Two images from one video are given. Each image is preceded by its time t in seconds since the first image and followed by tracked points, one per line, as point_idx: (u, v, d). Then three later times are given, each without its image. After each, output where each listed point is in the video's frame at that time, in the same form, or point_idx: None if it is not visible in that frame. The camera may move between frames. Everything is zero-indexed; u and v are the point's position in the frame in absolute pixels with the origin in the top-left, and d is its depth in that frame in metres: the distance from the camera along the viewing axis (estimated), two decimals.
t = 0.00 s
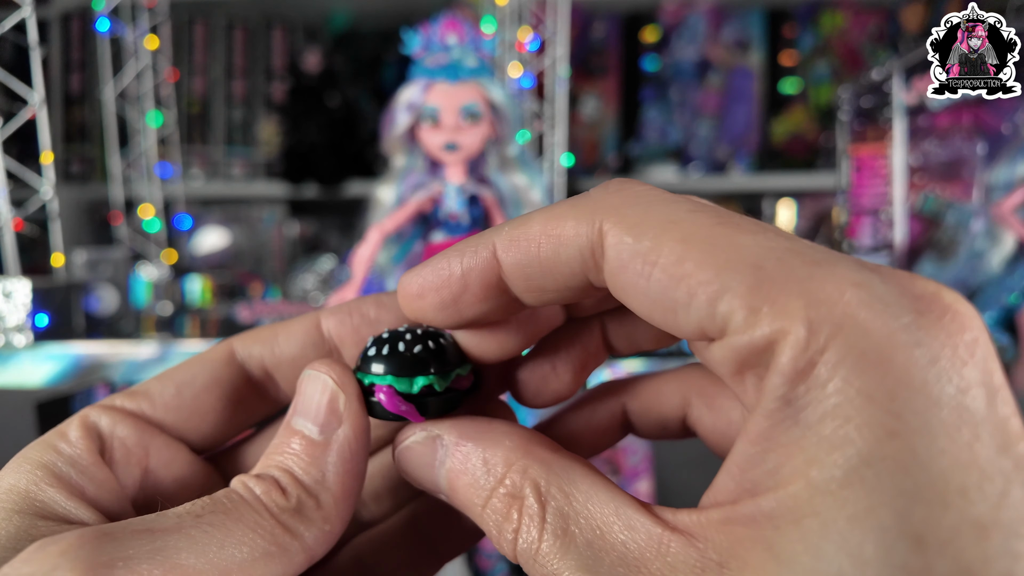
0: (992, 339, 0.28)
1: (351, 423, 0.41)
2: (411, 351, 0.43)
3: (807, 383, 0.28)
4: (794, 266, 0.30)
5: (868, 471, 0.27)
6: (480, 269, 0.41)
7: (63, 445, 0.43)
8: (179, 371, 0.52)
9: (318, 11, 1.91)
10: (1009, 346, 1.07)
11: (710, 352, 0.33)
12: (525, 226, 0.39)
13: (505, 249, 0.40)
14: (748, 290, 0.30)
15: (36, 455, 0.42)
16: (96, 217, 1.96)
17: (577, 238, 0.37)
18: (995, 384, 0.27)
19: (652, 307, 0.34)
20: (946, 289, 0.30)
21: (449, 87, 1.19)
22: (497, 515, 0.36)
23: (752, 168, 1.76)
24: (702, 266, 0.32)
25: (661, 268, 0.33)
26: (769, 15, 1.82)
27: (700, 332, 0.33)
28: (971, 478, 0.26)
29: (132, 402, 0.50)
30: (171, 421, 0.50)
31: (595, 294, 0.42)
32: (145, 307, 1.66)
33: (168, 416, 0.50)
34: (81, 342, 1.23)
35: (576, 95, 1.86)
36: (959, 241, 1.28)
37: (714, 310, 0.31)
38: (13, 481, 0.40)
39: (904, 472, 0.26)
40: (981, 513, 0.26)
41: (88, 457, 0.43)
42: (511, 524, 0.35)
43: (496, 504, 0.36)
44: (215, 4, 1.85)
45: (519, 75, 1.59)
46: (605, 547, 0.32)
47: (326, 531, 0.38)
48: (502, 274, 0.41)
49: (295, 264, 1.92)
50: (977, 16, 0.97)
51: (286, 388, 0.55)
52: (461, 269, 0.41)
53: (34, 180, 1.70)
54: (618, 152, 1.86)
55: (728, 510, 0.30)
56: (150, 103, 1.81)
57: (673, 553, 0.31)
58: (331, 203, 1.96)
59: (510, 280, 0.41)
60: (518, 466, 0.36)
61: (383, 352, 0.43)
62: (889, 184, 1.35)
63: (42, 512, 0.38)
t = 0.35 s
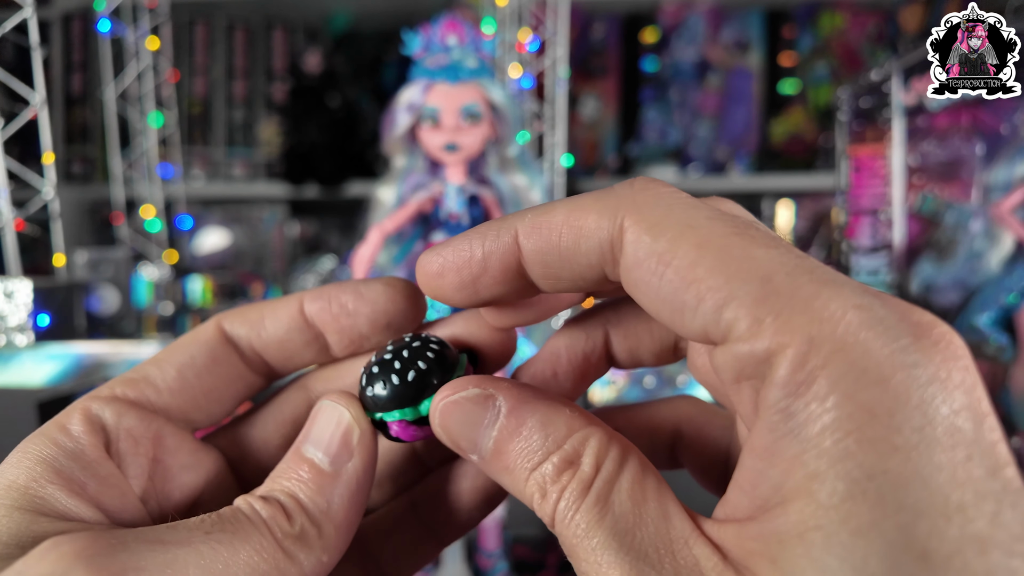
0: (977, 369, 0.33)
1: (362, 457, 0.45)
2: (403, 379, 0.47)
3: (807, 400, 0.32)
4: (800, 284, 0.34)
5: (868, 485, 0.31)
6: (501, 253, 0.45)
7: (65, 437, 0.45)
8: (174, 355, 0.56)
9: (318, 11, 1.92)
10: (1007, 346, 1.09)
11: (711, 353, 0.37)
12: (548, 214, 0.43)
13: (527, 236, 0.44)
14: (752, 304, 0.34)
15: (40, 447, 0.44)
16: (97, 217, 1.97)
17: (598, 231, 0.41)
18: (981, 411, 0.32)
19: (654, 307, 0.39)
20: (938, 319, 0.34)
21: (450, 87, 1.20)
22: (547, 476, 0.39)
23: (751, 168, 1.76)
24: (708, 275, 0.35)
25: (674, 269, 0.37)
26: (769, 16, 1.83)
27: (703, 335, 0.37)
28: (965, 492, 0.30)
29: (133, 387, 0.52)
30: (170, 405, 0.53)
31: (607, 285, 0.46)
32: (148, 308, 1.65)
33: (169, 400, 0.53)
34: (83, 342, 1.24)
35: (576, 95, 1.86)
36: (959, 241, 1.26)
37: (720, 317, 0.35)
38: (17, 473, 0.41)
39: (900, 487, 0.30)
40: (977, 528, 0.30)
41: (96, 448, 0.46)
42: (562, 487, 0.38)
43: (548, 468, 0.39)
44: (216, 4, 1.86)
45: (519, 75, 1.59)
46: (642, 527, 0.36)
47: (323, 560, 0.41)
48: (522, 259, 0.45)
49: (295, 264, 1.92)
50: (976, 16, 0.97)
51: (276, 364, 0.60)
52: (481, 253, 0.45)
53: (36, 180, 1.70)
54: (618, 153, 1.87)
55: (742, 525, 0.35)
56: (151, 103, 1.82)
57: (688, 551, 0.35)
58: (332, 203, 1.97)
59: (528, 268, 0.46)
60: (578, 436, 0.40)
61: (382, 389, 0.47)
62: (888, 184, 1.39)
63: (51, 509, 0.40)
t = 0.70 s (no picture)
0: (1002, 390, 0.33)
1: (396, 489, 0.43)
2: (437, 419, 0.48)
3: (847, 415, 0.32)
4: (832, 311, 0.35)
5: (909, 493, 0.31)
6: (534, 304, 0.45)
7: (21, 441, 0.42)
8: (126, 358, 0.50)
9: (319, 11, 1.93)
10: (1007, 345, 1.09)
11: (751, 386, 0.37)
12: (580, 264, 0.44)
13: (559, 286, 0.44)
14: (799, 339, 0.34)
15: None
16: (97, 217, 1.97)
17: (630, 278, 0.41)
18: (1009, 425, 0.32)
19: (698, 353, 0.39)
20: (960, 342, 0.35)
21: (450, 88, 1.20)
22: (582, 486, 0.38)
23: (751, 168, 1.77)
24: (742, 311, 0.36)
25: (711, 307, 0.37)
26: (768, 16, 1.84)
27: (743, 367, 0.37)
28: (996, 500, 0.31)
29: (83, 390, 0.46)
30: (129, 408, 0.48)
31: (639, 332, 0.46)
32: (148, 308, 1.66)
33: (123, 404, 0.48)
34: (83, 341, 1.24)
35: (576, 96, 1.86)
36: (958, 241, 1.27)
37: (760, 347, 0.35)
38: None
39: (938, 495, 0.31)
40: (1010, 534, 0.30)
41: (52, 453, 0.42)
42: (598, 496, 0.37)
43: (584, 478, 0.38)
44: (217, 5, 1.86)
45: (519, 75, 1.58)
46: (680, 540, 0.35)
47: None
48: (555, 310, 0.45)
49: (295, 264, 1.93)
50: (976, 16, 0.98)
51: (242, 378, 0.55)
52: (515, 305, 0.45)
53: (36, 180, 1.71)
54: (617, 153, 1.87)
55: (781, 537, 0.34)
56: (152, 103, 1.83)
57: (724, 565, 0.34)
58: (332, 203, 1.96)
59: (561, 318, 0.45)
60: (615, 449, 0.39)
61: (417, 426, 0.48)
62: (888, 184, 1.37)
63: (35, 519, 0.38)
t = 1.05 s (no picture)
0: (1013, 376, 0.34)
1: (405, 487, 0.43)
2: (435, 359, 0.46)
3: (858, 398, 0.33)
4: (846, 294, 0.35)
5: (916, 477, 0.32)
6: (545, 283, 0.46)
7: (43, 447, 0.43)
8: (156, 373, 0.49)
9: (319, 12, 1.93)
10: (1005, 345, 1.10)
11: (761, 368, 0.38)
12: (591, 244, 0.44)
13: (570, 265, 0.45)
14: (813, 322, 0.35)
15: (13, 453, 0.42)
16: (98, 217, 1.98)
17: (641, 257, 0.42)
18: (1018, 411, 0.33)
19: (705, 330, 0.40)
20: (973, 327, 0.36)
21: (450, 88, 1.20)
22: (553, 483, 0.38)
23: (751, 169, 1.77)
24: (758, 292, 0.37)
25: (722, 288, 0.38)
26: (768, 17, 1.84)
27: (754, 349, 0.38)
28: (1006, 485, 0.32)
29: (107, 400, 0.47)
30: (155, 424, 0.48)
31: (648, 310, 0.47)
32: (149, 307, 1.68)
33: (147, 419, 0.47)
34: (85, 342, 1.24)
35: (576, 96, 1.87)
36: (957, 241, 1.28)
37: (771, 329, 0.36)
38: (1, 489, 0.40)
39: (945, 478, 0.32)
40: (1016, 519, 0.32)
41: (70, 461, 0.42)
42: (571, 494, 0.37)
43: (554, 474, 0.38)
44: (218, 6, 1.87)
45: (519, 76, 1.59)
46: (660, 531, 0.36)
47: None
48: (566, 288, 0.47)
49: (296, 265, 1.94)
50: (976, 16, 0.98)
51: (286, 389, 0.53)
52: (526, 284, 0.46)
53: (38, 181, 1.71)
54: (617, 153, 1.87)
55: (780, 518, 0.35)
56: (153, 104, 1.83)
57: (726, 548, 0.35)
58: (332, 204, 1.97)
59: (572, 296, 0.47)
60: (584, 441, 0.39)
61: (412, 368, 0.46)
62: (888, 184, 1.37)
63: (54, 526, 0.39)
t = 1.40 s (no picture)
0: None
1: (391, 460, 0.43)
2: (427, 337, 0.49)
3: (920, 397, 0.32)
4: (899, 300, 0.34)
5: (974, 472, 0.30)
6: (567, 304, 0.45)
7: (56, 453, 0.43)
8: (171, 385, 0.49)
9: (319, 13, 1.93)
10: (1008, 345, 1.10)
11: (814, 379, 0.37)
12: (619, 265, 0.43)
13: (596, 287, 0.44)
14: (871, 327, 0.34)
15: (29, 460, 0.42)
16: (98, 217, 1.98)
17: (673, 280, 0.42)
18: None
19: (755, 351, 0.39)
20: None
21: (450, 88, 1.20)
22: (592, 472, 0.38)
23: (751, 169, 1.77)
24: (809, 304, 0.36)
25: (767, 305, 0.38)
26: (768, 17, 1.84)
27: (809, 362, 0.37)
28: None
29: (123, 412, 0.46)
30: (170, 434, 0.48)
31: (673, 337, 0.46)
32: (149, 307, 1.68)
33: (162, 431, 0.48)
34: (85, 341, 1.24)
35: (576, 96, 1.87)
36: (957, 241, 1.29)
37: (827, 340, 0.35)
38: (11, 494, 0.40)
39: (1002, 473, 0.30)
40: None
41: (81, 469, 0.42)
42: (609, 484, 0.38)
43: (591, 464, 0.39)
44: (218, 6, 1.87)
45: (519, 76, 1.59)
46: (699, 521, 0.36)
47: (357, 558, 0.40)
48: (589, 311, 0.45)
49: (295, 265, 1.93)
50: (976, 16, 0.98)
51: (300, 396, 0.53)
52: (547, 303, 0.45)
53: (38, 181, 1.71)
54: (617, 153, 1.87)
55: (828, 508, 0.35)
56: (152, 104, 1.83)
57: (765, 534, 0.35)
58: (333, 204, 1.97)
59: (596, 319, 0.45)
60: (619, 432, 0.40)
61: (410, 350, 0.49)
62: (888, 184, 1.35)
63: (65, 534, 0.39)
